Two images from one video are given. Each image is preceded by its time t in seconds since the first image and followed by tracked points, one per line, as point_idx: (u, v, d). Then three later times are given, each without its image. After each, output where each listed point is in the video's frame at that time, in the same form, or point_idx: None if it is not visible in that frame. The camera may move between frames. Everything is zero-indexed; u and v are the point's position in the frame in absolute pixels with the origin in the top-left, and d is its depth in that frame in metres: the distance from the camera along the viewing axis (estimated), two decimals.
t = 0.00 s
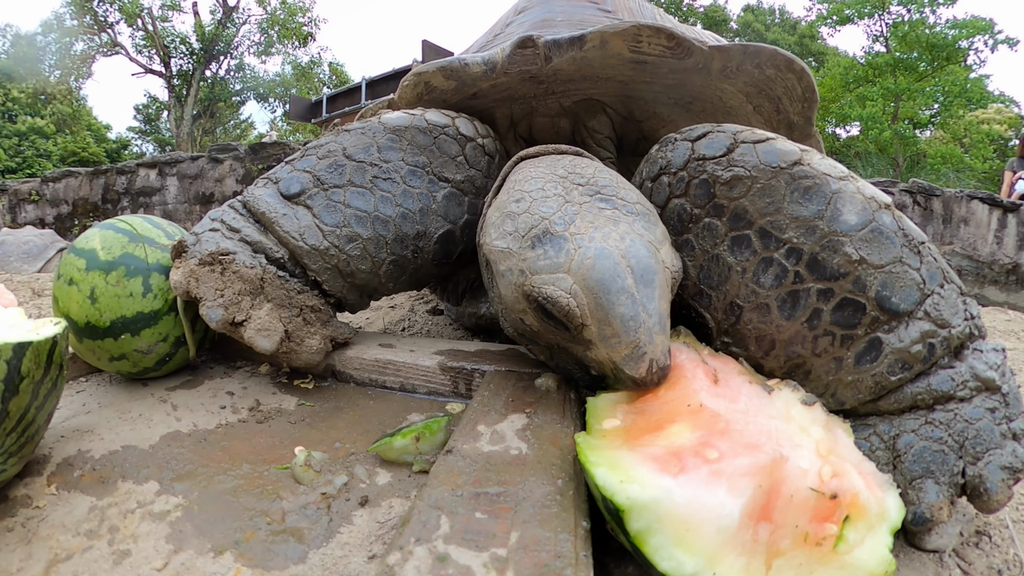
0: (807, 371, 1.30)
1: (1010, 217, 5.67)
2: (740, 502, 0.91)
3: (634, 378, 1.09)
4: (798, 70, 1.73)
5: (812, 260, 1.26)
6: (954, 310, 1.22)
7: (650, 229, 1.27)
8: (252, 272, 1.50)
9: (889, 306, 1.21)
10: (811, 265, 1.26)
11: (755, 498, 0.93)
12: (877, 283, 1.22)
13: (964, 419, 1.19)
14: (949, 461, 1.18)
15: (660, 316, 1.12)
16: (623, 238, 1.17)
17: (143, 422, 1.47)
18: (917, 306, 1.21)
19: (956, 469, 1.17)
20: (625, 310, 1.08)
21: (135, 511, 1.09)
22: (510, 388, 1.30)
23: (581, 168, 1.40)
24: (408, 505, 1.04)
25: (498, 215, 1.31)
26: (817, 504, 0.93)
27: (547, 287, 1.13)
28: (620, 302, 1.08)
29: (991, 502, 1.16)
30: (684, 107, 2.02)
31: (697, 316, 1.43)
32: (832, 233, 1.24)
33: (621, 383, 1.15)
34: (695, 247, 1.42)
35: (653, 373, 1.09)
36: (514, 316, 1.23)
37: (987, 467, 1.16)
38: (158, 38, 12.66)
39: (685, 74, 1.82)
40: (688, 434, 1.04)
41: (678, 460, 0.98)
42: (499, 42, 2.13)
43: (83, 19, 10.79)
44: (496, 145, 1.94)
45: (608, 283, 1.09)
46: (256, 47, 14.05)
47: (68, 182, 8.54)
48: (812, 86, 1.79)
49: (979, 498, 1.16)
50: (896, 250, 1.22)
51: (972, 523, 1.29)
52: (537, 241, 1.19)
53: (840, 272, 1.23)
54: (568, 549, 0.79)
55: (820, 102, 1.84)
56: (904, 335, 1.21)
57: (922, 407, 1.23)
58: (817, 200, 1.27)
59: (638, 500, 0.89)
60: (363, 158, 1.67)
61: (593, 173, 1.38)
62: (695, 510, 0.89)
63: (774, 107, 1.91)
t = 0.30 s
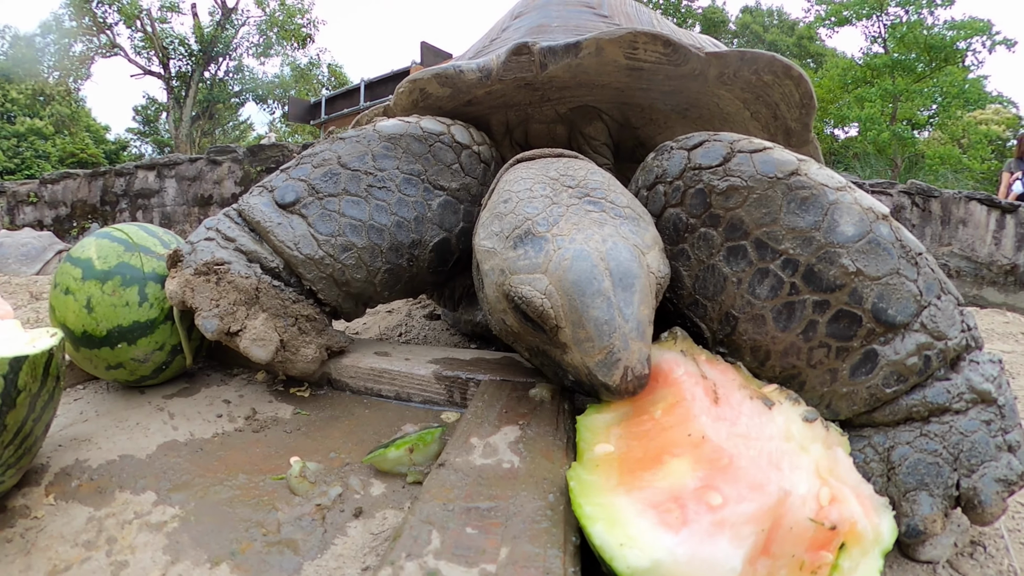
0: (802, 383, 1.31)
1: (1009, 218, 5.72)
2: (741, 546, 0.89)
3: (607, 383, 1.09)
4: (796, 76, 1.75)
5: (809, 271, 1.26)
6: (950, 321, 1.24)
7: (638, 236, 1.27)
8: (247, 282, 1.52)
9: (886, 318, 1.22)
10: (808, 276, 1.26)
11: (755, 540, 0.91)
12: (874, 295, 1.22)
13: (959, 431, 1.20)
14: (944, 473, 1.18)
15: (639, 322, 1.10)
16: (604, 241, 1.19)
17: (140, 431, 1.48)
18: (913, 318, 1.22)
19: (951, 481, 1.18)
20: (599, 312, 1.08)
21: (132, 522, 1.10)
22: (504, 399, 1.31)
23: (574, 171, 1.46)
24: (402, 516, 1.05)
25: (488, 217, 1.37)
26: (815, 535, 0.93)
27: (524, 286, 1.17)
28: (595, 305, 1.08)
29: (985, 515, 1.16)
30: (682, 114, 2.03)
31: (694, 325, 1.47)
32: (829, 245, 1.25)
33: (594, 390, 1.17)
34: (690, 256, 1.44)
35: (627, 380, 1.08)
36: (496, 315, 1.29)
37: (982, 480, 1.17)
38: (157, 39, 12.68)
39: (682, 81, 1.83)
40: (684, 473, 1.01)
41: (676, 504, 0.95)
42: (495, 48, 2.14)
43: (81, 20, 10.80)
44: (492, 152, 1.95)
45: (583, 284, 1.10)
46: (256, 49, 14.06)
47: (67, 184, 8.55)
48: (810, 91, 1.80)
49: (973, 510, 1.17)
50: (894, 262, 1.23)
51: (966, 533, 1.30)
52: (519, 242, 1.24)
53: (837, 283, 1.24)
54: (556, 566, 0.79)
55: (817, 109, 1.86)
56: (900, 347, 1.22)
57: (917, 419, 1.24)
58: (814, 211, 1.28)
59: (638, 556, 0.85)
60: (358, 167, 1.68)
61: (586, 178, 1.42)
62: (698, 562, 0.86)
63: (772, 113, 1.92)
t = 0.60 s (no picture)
0: (799, 386, 1.31)
1: (1006, 219, 5.70)
2: (716, 497, 0.95)
3: (579, 375, 1.10)
4: (793, 78, 1.75)
5: (805, 273, 1.27)
6: (947, 322, 1.25)
7: (617, 229, 1.29)
8: (246, 284, 1.53)
9: (882, 320, 1.22)
10: (804, 279, 1.27)
11: (731, 494, 0.96)
12: (870, 297, 1.23)
13: (956, 432, 1.21)
14: (940, 474, 1.19)
15: (611, 313, 1.12)
16: (579, 234, 1.21)
17: (139, 433, 1.49)
18: (910, 319, 1.23)
19: (947, 482, 1.19)
20: (569, 303, 1.11)
21: (132, 524, 1.10)
22: (502, 401, 1.32)
23: (558, 172, 1.47)
24: (400, 518, 1.06)
25: (470, 214, 1.42)
26: (799, 506, 0.94)
27: (500, 279, 1.21)
28: (565, 296, 1.12)
29: (982, 516, 1.17)
30: (679, 115, 2.03)
31: (689, 328, 1.46)
32: (826, 247, 1.26)
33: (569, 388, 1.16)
34: (687, 259, 1.44)
35: (599, 372, 1.09)
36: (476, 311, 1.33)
37: (978, 481, 1.18)
38: (155, 40, 12.67)
39: (678, 83, 1.82)
40: (669, 435, 1.09)
41: (657, 457, 1.04)
42: (493, 50, 2.15)
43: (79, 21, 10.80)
44: (490, 154, 1.96)
45: (554, 275, 1.13)
46: (254, 50, 14.06)
47: (64, 186, 8.54)
48: (807, 93, 1.80)
49: (970, 511, 1.18)
50: (890, 263, 1.24)
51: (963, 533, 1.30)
52: (497, 237, 1.28)
53: (833, 286, 1.25)
54: (553, 567, 0.80)
55: (814, 110, 1.86)
56: (897, 349, 1.22)
57: (913, 420, 1.25)
58: (810, 213, 1.29)
59: (615, 486, 0.94)
60: (355, 170, 1.68)
61: (570, 176, 1.44)
62: (670, 501, 0.94)
63: (769, 115, 1.93)
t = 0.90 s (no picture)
0: (790, 389, 1.33)
1: (1004, 219, 5.72)
2: (701, 500, 0.97)
3: (570, 379, 1.11)
4: (785, 81, 1.76)
5: (795, 277, 1.29)
6: (937, 326, 1.25)
7: (609, 233, 1.30)
8: (242, 288, 1.55)
9: (872, 323, 1.24)
10: (794, 283, 1.29)
11: (717, 498, 0.98)
12: (860, 301, 1.24)
13: (946, 435, 1.23)
14: (930, 477, 1.21)
15: (601, 317, 1.14)
16: (570, 239, 1.22)
17: (137, 434, 1.51)
18: (900, 323, 1.24)
19: (937, 484, 1.20)
20: (560, 307, 1.12)
21: (129, 524, 1.12)
22: (495, 403, 1.34)
23: (551, 176, 1.50)
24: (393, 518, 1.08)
25: (463, 219, 1.44)
26: (786, 510, 0.97)
27: (492, 284, 1.23)
28: (556, 300, 1.13)
29: (972, 518, 1.18)
30: (672, 119, 2.05)
31: (681, 330, 1.49)
32: (815, 251, 1.27)
33: (560, 392, 1.17)
34: (678, 262, 1.47)
35: (589, 375, 1.10)
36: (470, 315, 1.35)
37: (968, 483, 1.19)
38: (153, 41, 12.69)
39: (672, 86, 1.84)
40: (656, 439, 1.11)
41: (644, 460, 1.06)
42: (487, 54, 2.18)
43: (77, 21, 10.81)
44: (484, 157, 1.98)
45: (545, 280, 1.15)
46: (252, 52, 14.07)
47: (63, 187, 8.55)
48: (799, 96, 1.81)
49: (960, 513, 1.19)
50: (880, 267, 1.25)
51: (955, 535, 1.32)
52: (489, 241, 1.29)
53: (823, 290, 1.27)
54: (538, 567, 0.82)
55: (807, 113, 1.88)
56: (886, 352, 1.24)
57: (903, 423, 1.27)
58: (800, 217, 1.30)
59: (600, 490, 0.95)
60: (350, 174, 1.71)
61: (563, 181, 1.47)
62: (655, 504, 0.95)
63: (762, 118, 1.96)
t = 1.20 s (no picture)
0: (774, 395, 1.38)
1: (1000, 220, 5.80)
2: (678, 504, 1.02)
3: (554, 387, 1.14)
4: (775, 88, 1.76)
5: (778, 286, 1.33)
6: (921, 333, 1.30)
7: (594, 243, 1.35)
8: (240, 294, 1.59)
9: (855, 331, 1.28)
10: (777, 291, 1.34)
11: (694, 502, 1.02)
12: (843, 309, 1.29)
13: (928, 441, 1.28)
14: (912, 482, 1.26)
15: (585, 326, 1.17)
16: (555, 250, 1.27)
17: (138, 438, 1.55)
18: (883, 331, 1.29)
19: (919, 490, 1.25)
20: (544, 316, 1.16)
21: (133, 525, 1.17)
22: (486, 408, 1.38)
23: (538, 187, 1.55)
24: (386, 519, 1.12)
25: (453, 228, 1.50)
26: (764, 514, 1.00)
27: (480, 293, 1.27)
28: (540, 309, 1.17)
29: (953, 523, 1.22)
30: (661, 126, 2.06)
31: (668, 337, 1.53)
32: (798, 261, 1.32)
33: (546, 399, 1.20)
34: (664, 270, 1.51)
35: (572, 383, 1.13)
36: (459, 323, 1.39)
37: (949, 489, 1.23)
38: (152, 43, 12.73)
39: (661, 94, 1.84)
40: (637, 445, 1.16)
41: (624, 465, 1.11)
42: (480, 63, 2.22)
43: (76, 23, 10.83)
44: (477, 165, 2.02)
45: (530, 290, 1.19)
46: (251, 53, 14.09)
47: (61, 188, 8.58)
48: (789, 103, 1.81)
49: (941, 519, 1.23)
50: (863, 276, 1.30)
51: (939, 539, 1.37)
52: (477, 252, 1.34)
53: (806, 298, 1.31)
54: (520, 565, 0.86)
55: (797, 119, 1.87)
56: (868, 360, 1.29)
57: (886, 429, 1.32)
58: (783, 227, 1.35)
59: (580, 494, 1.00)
60: (345, 183, 1.75)
61: (550, 192, 1.52)
62: (632, 508, 1.00)
63: (752, 125, 1.95)
